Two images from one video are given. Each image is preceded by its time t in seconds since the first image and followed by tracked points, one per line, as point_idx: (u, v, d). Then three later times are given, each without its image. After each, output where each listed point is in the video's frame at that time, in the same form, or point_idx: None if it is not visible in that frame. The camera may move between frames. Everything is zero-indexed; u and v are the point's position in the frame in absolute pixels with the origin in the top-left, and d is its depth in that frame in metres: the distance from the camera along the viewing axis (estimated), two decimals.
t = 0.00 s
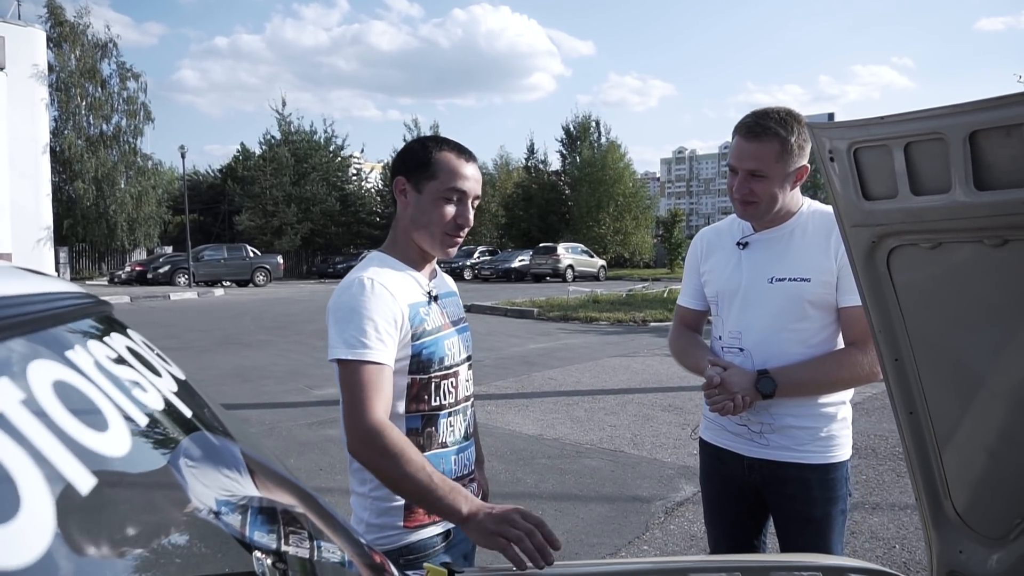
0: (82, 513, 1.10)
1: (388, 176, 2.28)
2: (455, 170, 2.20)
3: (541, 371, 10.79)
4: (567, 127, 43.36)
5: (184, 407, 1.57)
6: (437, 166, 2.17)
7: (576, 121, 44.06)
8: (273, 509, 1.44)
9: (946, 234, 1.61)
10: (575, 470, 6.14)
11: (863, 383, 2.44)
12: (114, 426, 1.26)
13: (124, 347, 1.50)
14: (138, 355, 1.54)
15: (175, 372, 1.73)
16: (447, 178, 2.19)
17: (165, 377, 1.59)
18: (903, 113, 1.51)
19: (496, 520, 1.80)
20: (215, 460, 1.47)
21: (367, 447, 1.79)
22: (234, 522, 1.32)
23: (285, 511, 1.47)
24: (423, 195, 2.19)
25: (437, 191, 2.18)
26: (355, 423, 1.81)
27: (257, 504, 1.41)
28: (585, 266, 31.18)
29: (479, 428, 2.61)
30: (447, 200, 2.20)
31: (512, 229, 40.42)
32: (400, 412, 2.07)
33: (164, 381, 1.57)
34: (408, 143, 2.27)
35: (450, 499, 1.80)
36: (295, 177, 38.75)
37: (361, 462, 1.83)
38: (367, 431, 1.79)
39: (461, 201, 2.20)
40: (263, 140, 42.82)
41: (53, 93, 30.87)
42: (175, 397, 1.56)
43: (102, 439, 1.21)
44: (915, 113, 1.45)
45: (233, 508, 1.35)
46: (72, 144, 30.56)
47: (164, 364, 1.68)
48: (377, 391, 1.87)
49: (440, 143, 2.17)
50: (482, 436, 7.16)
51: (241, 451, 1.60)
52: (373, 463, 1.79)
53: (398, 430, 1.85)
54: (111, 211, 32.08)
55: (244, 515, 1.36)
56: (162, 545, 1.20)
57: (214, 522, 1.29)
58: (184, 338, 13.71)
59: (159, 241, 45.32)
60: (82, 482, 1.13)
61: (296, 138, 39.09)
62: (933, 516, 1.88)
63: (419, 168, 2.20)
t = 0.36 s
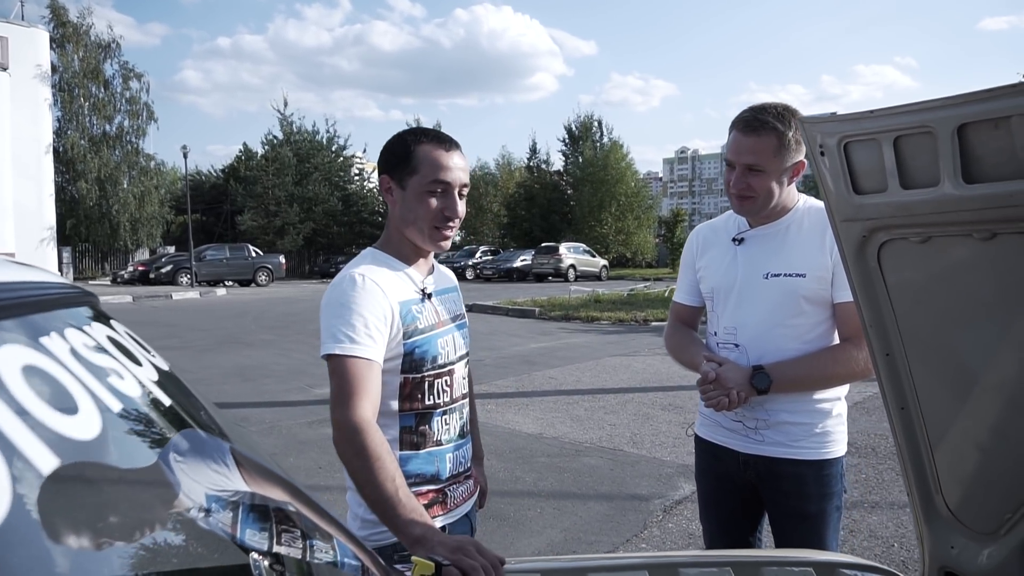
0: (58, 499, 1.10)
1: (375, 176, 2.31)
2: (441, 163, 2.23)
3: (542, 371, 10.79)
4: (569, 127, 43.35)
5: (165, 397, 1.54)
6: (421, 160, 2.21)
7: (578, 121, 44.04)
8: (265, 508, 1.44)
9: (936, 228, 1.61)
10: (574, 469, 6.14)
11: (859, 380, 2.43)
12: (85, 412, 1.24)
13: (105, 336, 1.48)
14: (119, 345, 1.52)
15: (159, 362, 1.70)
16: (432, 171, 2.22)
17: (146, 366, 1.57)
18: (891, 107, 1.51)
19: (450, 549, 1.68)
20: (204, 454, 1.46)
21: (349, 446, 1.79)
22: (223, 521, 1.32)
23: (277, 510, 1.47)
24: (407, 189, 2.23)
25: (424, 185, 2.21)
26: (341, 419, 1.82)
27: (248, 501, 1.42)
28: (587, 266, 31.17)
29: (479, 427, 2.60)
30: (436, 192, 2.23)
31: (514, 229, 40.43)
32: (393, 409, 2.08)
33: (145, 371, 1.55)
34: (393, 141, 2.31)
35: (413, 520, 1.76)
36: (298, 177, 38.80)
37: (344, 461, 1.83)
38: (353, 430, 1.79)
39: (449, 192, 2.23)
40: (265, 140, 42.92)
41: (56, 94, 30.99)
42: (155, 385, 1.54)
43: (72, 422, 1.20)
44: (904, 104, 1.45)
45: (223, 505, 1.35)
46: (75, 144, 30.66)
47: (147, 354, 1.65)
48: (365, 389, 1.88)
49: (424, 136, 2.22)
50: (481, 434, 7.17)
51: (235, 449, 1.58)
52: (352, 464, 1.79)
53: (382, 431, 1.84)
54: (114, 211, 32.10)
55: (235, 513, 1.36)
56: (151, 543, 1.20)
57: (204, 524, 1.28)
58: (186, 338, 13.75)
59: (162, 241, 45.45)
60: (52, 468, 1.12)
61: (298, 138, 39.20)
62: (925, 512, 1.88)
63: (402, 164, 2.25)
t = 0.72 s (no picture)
0: (43, 493, 1.15)
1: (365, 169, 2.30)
2: (432, 158, 2.23)
3: (542, 370, 10.78)
4: (572, 127, 43.34)
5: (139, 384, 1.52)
6: (412, 155, 2.19)
7: (580, 121, 44.01)
8: (252, 501, 1.42)
9: (922, 221, 1.61)
10: (572, 467, 6.14)
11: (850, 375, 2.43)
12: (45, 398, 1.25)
13: (80, 324, 1.46)
14: (96, 333, 1.50)
15: (138, 350, 1.68)
16: (423, 166, 2.22)
17: (120, 354, 1.55)
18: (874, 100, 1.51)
19: (427, 536, 1.68)
20: (189, 447, 1.46)
21: (336, 439, 1.80)
22: (209, 515, 1.30)
23: (265, 503, 1.45)
24: (397, 184, 2.23)
25: (415, 180, 2.21)
26: (327, 413, 1.82)
27: (234, 495, 1.40)
28: (589, 266, 31.16)
29: (469, 425, 2.60)
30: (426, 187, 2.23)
31: (516, 229, 40.45)
32: (380, 405, 2.08)
33: (120, 358, 1.53)
34: (383, 134, 2.30)
35: (393, 515, 1.75)
36: (300, 177, 38.81)
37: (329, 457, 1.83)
38: (338, 424, 1.80)
39: (439, 187, 2.23)
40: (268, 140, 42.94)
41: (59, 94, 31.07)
42: (130, 372, 1.53)
43: (31, 404, 1.22)
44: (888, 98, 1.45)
45: (209, 498, 1.34)
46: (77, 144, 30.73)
47: (127, 344, 1.64)
48: (351, 384, 1.89)
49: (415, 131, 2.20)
50: (480, 433, 7.17)
51: (220, 443, 1.58)
52: (337, 459, 1.79)
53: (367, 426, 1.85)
54: (116, 211, 32.45)
55: (221, 506, 1.34)
56: (145, 543, 1.19)
57: (191, 519, 1.27)
58: (188, 337, 13.78)
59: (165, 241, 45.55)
60: (29, 467, 1.17)
61: (300, 138, 39.22)
62: (914, 507, 1.88)
63: (393, 159, 2.24)
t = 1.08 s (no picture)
0: (34, 494, 1.17)
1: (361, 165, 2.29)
2: (433, 154, 2.24)
3: (543, 370, 10.78)
4: (574, 127, 43.33)
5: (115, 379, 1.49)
6: (413, 151, 2.20)
7: (583, 121, 43.97)
8: (241, 504, 1.41)
9: (911, 219, 1.61)
10: (571, 467, 6.13)
11: (844, 374, 2.42)
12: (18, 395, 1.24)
13: (57, 319, 1.44)
14: (74, 328, 1.47)
15: (117, 346, 1.66)
16: (424, 162, 2.22)
17: (99, 349, 1.53)
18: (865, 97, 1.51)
19: (416, 533, 1.67)
20: (176, 449, 1.45)
21: (329, 435, 1.79)
22: (197, 518, 1.29)
23: (253, 505, 1.44)
24: (400, 177, 2.22)
25: (414, 176, 2.21)
26: (319, 410, 1.82)
27: (222, 498, 1.39)
28: (591, 266, 31.15)
29: (463, 423, 2.59)
30: (425, 182, 2.23)
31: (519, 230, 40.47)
32: (375, 403, 2.08)
33: (98, 352, 1.51)
34: (380, 129, 2.30)
35: (381, 513, 1.74)
36: (303, 177, 38.86)
37: (321, 453, 1.83)
38: (330, 421, 1.80)
39: (438, 183, 2.24)
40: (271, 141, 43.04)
41: (63, 95, 31.15)
42: (107, 367, 1.51)
43: None
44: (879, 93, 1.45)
45: (196, 501, 1.33)
46: (81, 144, 30.78)
47: (107, 340, 1.61)
48: (344, 380, 1.89)
49: (415, 127, 2.20)
50: (480, 433, 7.16)
51: (208, 445, 1.57)
52: (328, 457, 1.79)
53: (359, 425, 1.85)
54: (120, 211, 32.21)
55: (209, 509, 1.33)
56: (141, 546, 1.19)
57: (181, 521, 1.27)
58: (189, 337, 13.78)
59: (168, 241, 45.61)
60: (22, 466, 1.18)
61: (303, 138, 39.26)
62: (906, 506, 1.88)
63: (395, 153, 2.24)
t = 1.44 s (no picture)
0: (31, 491, 1.19)
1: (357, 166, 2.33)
2: (424, 153, 2.26)
3: (547, 369, 10.78)
4: (580, 127, 43.28)
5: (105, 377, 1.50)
6: (402, 150, 2.22)
7: (588, 121, 43.91)
8: (235, 502, 1.41)
9: (904, 217, 1.62)
10: (574, 467, 6.13)
11: (840, 373, 2.42)
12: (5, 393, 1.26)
13: (47, 315, 1.44)
14: (64, 324, 1.48)
15: (110, 342, 1.66)
16: (414, 160, 2.24)
17: (89, 345, 1.53)
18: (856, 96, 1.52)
19: (410, 528, 1.69)
20: (170, 447, 1.46)
21: (325, 431, 1.80)
22: (191, 515, 1.30)
23: (248, 502, 1.44)
24: (389, 177, 2.25)
25: (405, 174, 2.24)
26: (316, 406, 1.84)
27: (215, 495, 1.39)
28: (596, 266, 31.11)
29: (463, 420, 2.60)
30: (416, 181, 2.25)
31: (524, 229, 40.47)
32: (373, 400, 2.09)
33: (87, 348, 1.51)
34: (376, 132, 2.34)
35: (376, 509, 1.75)
36: (308, 177, 38.93)
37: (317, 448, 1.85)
38: (328, 417, 1.81)
39: (429, 181, 2.25)
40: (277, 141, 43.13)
41: (70, 96, 31.31)
42: (97, 362, 1.51)
43: None
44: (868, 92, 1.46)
45: (191, 498, 1.34)
46: (88, 145, 30.94)
47: (99, 336, 1.62)
48: (341, 376, 1.90)
49: (406, 126, 2.23)
50: (483, 433, 7.18)
51: (204, 444, 1.58)
52: (324, 452, 1.81)
53: (356, 421, 1.86)
54: (126, 211, 32.31)
55: (202, 507, 1.34)
56: (142, 545, 1.20)
57: (175, 517, 1.28)
58: (194, 336, 13.83)
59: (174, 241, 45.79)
60: (24, 463, 1.22)
61: (309, 138, 39.35)
62: (899, 504, 1.88)
63: (385, 153, 2.27)
